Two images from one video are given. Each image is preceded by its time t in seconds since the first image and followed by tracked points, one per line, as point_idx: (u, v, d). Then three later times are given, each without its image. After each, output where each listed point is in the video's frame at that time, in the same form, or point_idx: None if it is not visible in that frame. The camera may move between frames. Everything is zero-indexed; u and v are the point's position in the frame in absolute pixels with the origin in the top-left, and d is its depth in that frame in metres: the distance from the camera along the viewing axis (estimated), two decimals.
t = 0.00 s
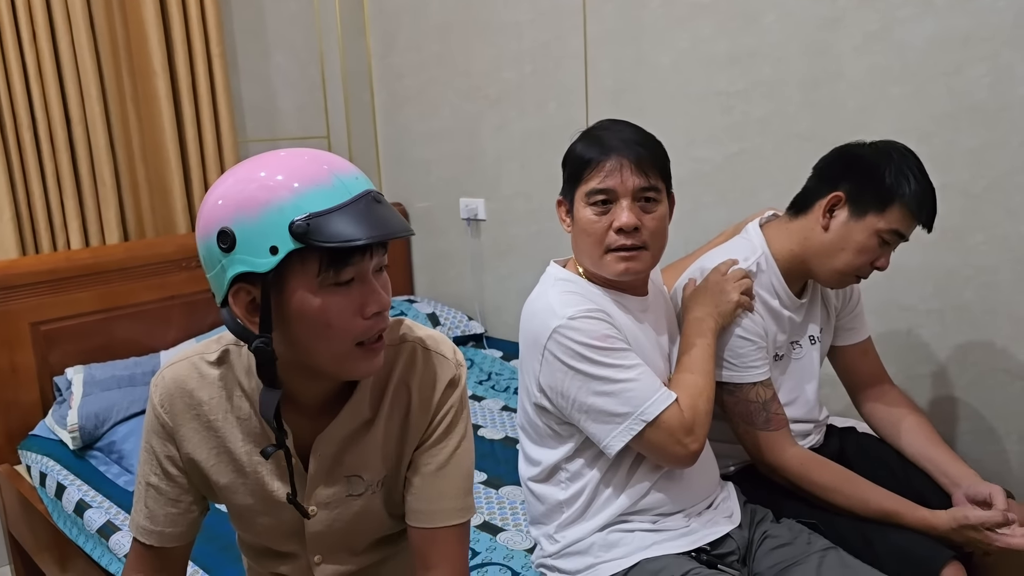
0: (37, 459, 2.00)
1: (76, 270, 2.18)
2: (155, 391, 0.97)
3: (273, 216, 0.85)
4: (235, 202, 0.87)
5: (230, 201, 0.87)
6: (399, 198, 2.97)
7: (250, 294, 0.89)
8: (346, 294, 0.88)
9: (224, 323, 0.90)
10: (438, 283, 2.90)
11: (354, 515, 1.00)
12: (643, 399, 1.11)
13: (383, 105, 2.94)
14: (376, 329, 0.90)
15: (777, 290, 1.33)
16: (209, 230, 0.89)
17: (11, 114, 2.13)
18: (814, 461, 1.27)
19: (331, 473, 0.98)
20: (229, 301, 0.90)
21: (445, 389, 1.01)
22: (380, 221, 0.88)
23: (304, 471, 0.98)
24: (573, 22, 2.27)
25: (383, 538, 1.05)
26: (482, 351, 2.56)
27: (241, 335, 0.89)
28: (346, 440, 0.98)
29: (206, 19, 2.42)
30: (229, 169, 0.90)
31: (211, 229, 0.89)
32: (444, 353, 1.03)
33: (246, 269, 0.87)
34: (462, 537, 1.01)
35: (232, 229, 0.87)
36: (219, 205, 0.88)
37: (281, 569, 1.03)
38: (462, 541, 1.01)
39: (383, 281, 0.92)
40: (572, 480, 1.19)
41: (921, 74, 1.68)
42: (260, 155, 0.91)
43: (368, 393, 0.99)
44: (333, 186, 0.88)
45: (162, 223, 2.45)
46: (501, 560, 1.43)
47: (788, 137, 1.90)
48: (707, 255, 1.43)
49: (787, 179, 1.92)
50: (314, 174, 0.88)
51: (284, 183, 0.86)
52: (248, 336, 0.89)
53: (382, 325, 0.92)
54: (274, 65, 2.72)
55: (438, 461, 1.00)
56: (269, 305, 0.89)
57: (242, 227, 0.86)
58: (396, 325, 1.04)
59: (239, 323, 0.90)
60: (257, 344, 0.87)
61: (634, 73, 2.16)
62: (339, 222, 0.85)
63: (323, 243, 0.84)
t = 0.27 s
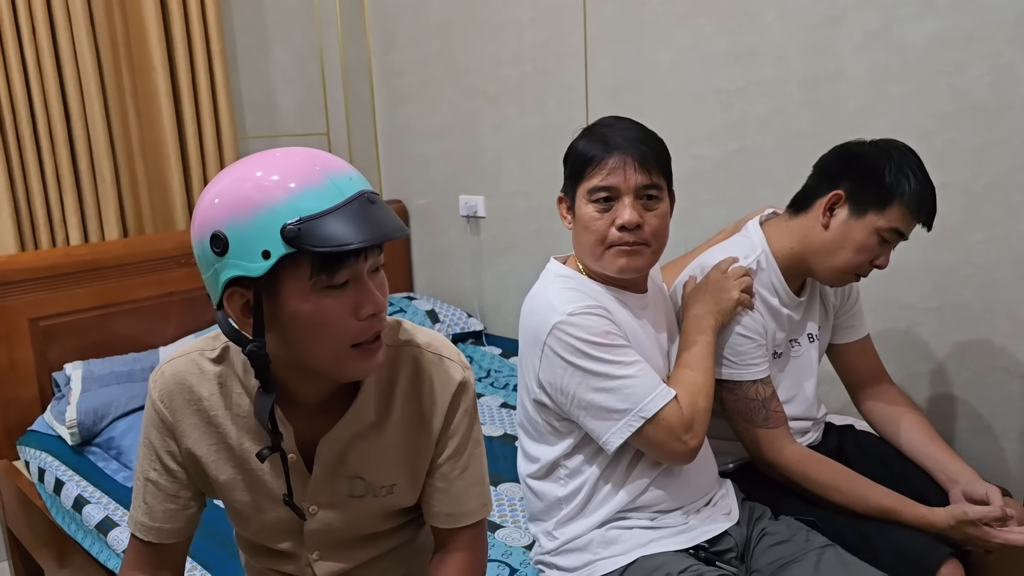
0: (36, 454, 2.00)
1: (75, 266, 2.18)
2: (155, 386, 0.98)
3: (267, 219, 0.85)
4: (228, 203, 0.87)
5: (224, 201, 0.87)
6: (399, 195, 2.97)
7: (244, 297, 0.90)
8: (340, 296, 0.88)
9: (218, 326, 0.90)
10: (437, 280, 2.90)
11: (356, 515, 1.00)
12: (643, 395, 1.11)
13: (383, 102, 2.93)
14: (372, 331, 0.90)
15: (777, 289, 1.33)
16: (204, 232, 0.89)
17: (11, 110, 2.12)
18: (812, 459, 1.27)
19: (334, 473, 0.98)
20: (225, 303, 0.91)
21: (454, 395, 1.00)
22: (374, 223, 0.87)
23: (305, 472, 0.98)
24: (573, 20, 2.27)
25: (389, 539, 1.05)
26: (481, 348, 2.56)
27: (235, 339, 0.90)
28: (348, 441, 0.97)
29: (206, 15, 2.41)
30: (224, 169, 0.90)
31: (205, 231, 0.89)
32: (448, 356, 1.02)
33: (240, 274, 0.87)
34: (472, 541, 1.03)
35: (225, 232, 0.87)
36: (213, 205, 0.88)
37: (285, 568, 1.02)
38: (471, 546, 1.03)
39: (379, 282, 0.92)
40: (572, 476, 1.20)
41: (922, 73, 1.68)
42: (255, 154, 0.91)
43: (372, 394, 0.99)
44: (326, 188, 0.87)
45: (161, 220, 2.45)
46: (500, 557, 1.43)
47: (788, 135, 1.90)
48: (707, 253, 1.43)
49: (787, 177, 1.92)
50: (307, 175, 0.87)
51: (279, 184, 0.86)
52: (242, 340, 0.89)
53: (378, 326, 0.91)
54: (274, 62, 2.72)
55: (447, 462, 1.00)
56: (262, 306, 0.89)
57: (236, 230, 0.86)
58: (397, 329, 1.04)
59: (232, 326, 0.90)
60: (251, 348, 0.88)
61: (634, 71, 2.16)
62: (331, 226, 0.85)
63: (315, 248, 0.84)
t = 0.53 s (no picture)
0: (36, 450, 2.00)
1: (75, 262, 2.18)
2: (162, 376, 0.97)
3: (288, 206, 0.85)
4: (246, 192, 0.87)
5: (239, 193, 0.87)
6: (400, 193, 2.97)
7: (260, 284, 0.89)
8: (357, 286, 0.89)
9: (232, 308, 0.90)
10: (437, 277, 2.91)
11: (359, 511, 1.00)
12: (642, 394, 1.11)
13: (384, 99, 2.93)
14: (386, 324, 0.91)
15: (778, 287, 1.33)
16: (221, 219, 0.88)
17: (12, 106, 2.12)
18: (811, 457, 1.27)
19: (340, 470, 0.98)
20: (239, 289, 0.90)
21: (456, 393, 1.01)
22: (392, 215, 0.88)
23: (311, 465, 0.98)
24: (574, 17, 2.27)
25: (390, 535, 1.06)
26: (481, 346, 2.56)
27: (252, 323, 0.89)
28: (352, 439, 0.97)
29: (207, 12, 2.41)
30: (241, 160, 0.90)
31: (223, 218, 0.88)
32: (453, 357, 1.03)
33: (258, 258, 0.87)
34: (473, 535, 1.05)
35: (246, 217, 0.87)
36: (228, 196, 0.88)
37: (287, 564, 1.01)
38: (473, 540, 1.05)
39: (393, 276, 0.93)
40: (572, 474, 1.20)
41: (922, 72, 1.68)
42: (272, 146, 0.91)
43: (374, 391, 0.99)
44: (347, 179, 0.88)
45: (161, 217, 2.45)
46: (500, 555, 1.43)
47: (788, 134, 1.90)
48: (707, 251, 1.43)
49: (788, 176, 1.92)
50: (327, 166, 0.88)
51: (295, 175, 0.86)
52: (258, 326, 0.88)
53: (392, 319, 0.92)
54: (275, 59, 2.72)
55: (453, 458, 1.02)
56: (280, 294, 0.88)
57: (256, 216, 0.86)
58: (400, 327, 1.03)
59: (249, 310, 0.90)
60: (267, 333, 0.87)
61: (635, 70, 2.16)
62: (353, 214, 0.85)
63: (337, 234, 0.84)
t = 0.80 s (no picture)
0: (35, 448, 2.00)
1: (75, 259, 2.18)
2: (166, 364, 0.97)
3: (295, 190, 0.86)
4: (256, 179, 0.88)
5: (250, 182, 0.88)
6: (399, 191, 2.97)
7: (262, 265, 0.90)
8: (355, 274, 0.88)
9: (235, 287, 0.90)
10: (437, 275, 2.90)
11: (357, 507, 1.00)
12: (642, 391, 1.10)
13: (383, 97, 2.93)
14: (379, 316, 0.89)
15: (778, 286, 1.33)
16: (232, 198, 0.90)
17: (11, 103, 2.12)
18: (813, 456, 1.27)
19: (338, 467, 0.98)
20: (242, 268, 0.90)
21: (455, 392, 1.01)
22: (395, 207, 0.88)
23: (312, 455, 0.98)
24: (574, 15, 2.26)
25: (389, 532, 1.06)
26: (480, 344, 2.56)
27: (254, 302, 0.90)
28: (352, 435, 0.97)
29: (206, 10, 2.41)
30: (254, 150, 0.92)
31: (234, 197, 0.90)
32: (453, 358, 1.02)
33: (261, 237, 0.87)
34: (468, 532, 1.05)
35: (254, 196, 0.88)
36: (239, 186, 0.89)
37: (286, 557, 1.01)
38: (467, 537, 1.05)
39: (395, 271, 0.92)
40: (573, 472, 1.20)
41: (923, 71, 1.68)
42: (287, 137, 0.92)
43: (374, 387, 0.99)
44: (356, 170, 0.88)
45: (161, 214, 2.45)
46: (500, 553, 1.43)
47: (789, 133, 1.90)
48: (708, 249, 1.43)
49: (788, 174, 1.92)
50: (337, 155, 0.89)
51: (304, 165, 0.87)
52: (262, 304, 0.89)
53: (387, 313, 0.91)
54: (274, 56, 2.71)
55: (445, 461, 1.02)
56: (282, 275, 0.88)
57: (264, 196, 0.87)
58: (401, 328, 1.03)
59: (250, 289, 0.90)
60: (269, 312, 0.88)
61: (634, 68, 2.16)
62: (355, 202, 0.85)
63: (338, 219, 0.84)
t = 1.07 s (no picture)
0: (34, 446, 2.00)
1: (74, 258, 2.18)
2: (168, 360, 0.98)
3: (284, 192, 0.86)
4: (245, 181, 0.88)
5: (240, 182, 0.88)
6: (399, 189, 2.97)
7: (255, 268, 0.89)
8: (349, 272, 0.88)
9: (228, 292, 0.91)
10: (436, 274, 2.90)
11: (355, 503, 1.00)
12: (641, 389, 1.11)
13: (383, 96, 2.93)
14: (377, 311, 0.90)
15: (778, 286, 1.33)
16: (221, 204, 0.89)
17: (11, 101, 2.11)
18: (813, 455, 1.28)
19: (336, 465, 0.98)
20: (236, 273, 0.90)
21: (453, 390, 1.01)
22: (385, 204, 0.88)
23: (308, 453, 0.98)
24: (574, 14, 2.26)
25: (389, 530, 1.06)
26: (480, 343, 2.56)
27: (247, 306, 0.90)
28: (348, 432, 0.97)
29: (205, 8, 2.41)
30: (241, 151, 0.91)
31: (222, 203, 0.89)
32: (450, 357, 1.02)
33: (253, 242, 0.87)
34: (465, 527, 1.05)
35: (242, 202, 0.87)
36: (229, 186, 0.89)
37: (285, 553, 1.01)
38: (462, 532, 1.05)
39: (386, 266, 0.92)
40: (572, 471, 1.20)
41: (924, 71, 1.68)
42: (273, 137, 0.92)
43: (370, 383, 0.99)
44: (342, 168, 0.88)
45: (160, 212, 2.45)
46: (499, 552, 1.43)
47: (788, 132, 1.90)
48: (707, 249, 1.43)
49: (788, 174, 1.92)
50: (323, 155, 0.88)
51: (293, 165, 0.87)
52: (256, 308, 0.90)
53: (383, 307, 0.91)
54: (273, 55, 2.71)
55: (437, 460, 1.01)
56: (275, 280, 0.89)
57: (253, 201, 0.86)
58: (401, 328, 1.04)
59: (244, 294, 0.90)
60: (264, 315, 0.88)
61: (634, 67, 2.16)
62: (344, 202, 0.85)
63: (328, 221, 0.84)
